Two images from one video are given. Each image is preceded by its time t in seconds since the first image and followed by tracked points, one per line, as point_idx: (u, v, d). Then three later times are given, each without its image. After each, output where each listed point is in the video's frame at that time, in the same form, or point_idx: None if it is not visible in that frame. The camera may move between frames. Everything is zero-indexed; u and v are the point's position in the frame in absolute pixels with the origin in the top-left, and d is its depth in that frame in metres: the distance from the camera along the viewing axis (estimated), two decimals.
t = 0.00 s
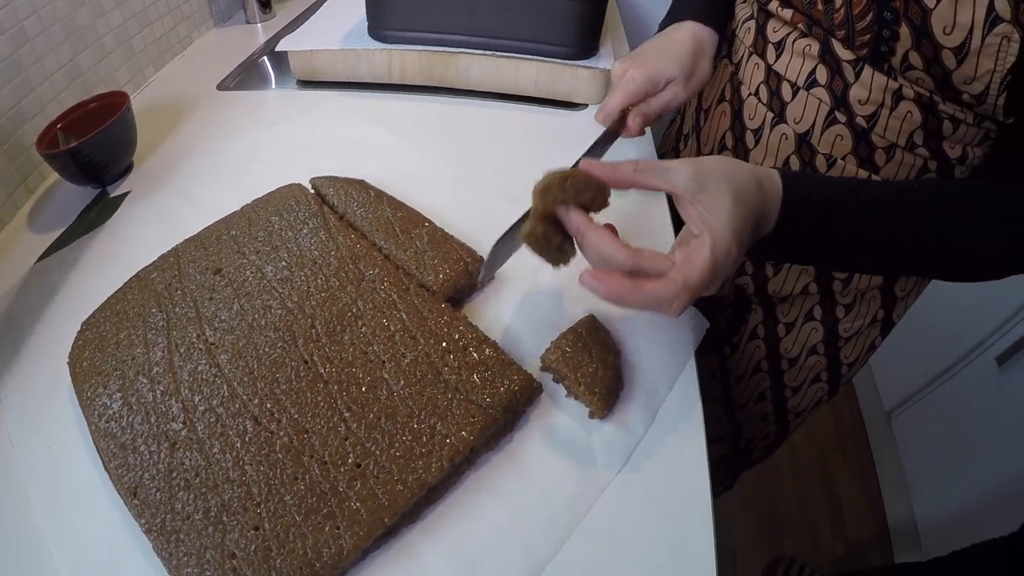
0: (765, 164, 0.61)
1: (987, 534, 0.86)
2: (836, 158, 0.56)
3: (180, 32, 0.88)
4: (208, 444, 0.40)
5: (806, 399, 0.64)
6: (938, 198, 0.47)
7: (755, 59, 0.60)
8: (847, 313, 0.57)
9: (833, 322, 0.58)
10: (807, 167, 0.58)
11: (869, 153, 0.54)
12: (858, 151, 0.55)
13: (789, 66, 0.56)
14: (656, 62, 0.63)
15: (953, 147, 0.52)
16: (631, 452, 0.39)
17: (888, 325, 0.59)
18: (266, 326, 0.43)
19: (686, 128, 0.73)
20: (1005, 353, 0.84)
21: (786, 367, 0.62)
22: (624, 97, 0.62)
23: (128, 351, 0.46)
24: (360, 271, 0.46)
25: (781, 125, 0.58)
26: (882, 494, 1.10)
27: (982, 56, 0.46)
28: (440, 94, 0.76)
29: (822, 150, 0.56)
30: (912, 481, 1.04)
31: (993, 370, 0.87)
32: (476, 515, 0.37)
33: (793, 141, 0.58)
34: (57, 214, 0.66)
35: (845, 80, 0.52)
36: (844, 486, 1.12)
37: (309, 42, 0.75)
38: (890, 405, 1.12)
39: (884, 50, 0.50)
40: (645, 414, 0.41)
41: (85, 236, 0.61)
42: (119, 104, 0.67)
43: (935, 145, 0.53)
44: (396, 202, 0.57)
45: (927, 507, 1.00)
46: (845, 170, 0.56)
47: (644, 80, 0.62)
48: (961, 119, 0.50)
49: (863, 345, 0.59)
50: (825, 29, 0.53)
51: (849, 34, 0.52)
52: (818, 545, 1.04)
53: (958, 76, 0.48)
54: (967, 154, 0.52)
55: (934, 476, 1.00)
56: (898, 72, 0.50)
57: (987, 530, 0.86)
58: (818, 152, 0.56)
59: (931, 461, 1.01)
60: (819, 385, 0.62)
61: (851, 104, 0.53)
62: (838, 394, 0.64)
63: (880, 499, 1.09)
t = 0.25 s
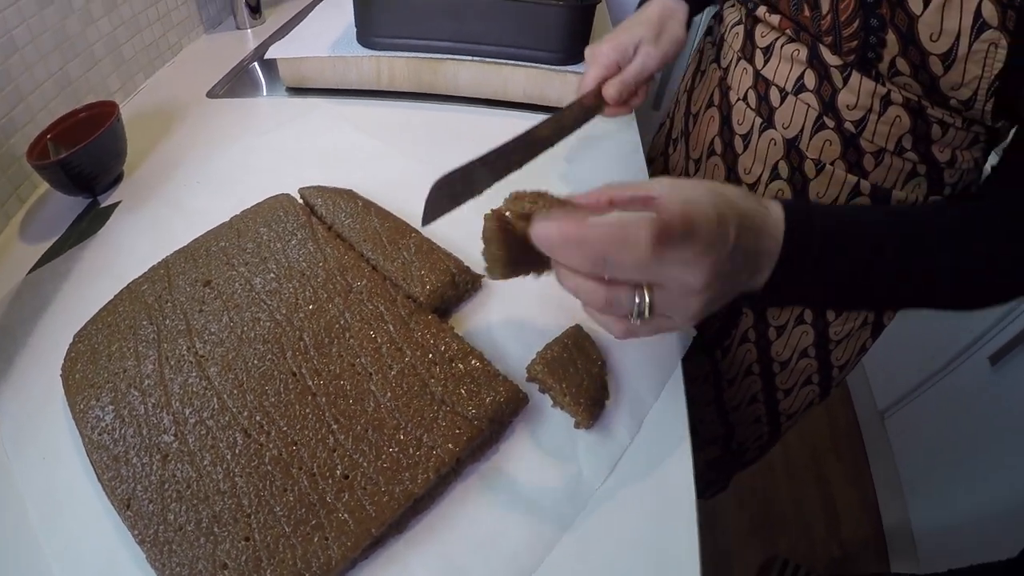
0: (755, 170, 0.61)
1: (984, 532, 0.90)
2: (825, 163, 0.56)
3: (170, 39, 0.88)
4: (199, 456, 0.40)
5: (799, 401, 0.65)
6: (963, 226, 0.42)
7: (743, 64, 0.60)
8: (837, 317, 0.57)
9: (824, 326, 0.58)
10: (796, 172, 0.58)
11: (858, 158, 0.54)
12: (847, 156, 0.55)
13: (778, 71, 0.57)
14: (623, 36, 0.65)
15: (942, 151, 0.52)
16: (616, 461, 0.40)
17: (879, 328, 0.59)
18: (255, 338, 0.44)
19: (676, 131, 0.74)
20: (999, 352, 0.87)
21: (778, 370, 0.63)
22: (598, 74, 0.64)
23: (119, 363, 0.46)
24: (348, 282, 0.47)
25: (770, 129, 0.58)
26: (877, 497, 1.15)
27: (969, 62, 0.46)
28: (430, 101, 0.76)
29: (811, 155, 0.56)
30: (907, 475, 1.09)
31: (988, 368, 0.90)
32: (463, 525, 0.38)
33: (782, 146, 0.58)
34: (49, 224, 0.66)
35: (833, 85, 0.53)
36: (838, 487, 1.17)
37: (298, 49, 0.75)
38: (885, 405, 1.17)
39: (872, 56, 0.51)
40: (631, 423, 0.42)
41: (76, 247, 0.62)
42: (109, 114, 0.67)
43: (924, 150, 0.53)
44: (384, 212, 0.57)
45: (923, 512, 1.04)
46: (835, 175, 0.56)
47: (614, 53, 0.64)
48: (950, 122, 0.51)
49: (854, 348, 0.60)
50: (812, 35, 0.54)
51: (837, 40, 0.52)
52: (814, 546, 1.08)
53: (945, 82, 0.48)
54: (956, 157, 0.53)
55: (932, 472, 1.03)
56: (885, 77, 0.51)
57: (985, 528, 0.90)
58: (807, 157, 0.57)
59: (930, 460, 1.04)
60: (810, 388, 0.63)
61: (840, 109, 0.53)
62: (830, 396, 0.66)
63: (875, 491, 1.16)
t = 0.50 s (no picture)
0: (734, 178, 0.61)
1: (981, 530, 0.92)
2: (802, 171, 0.56)
3: (164, 48, 0.90)
4: (188, 461, 0.42)
5: (783, 405, 0.66)
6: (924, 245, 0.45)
7: (722, 72, 0.61)
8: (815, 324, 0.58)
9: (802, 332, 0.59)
10: (773, 181, 0.58)
11: (835, 166, 0.54)
12: (824, 164, 0.55)
13: (755, 80, 0.57)
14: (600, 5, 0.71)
15: (920, 159, 0.53)
16: (585, 468, 0.42)
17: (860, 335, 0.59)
18: (240, 349, 0.46)
19: (660, 138, 0.74)
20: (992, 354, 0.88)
21: (762, 373, 0.64)
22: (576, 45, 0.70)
23: (113, 372, 0.48)
24: (330, 295, 0.49)
25: (748, 138, 0.58)
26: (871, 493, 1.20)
27: (940, 72, 0.46)
28: (418, 111, 0.78)
29: (788, 163, 0.56)
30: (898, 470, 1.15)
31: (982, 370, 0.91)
32: (438, 528, 0.40)
33: (759, 155, 0.58)
34: (47, 234, 0.68)
35: (808, 94, 0.53)
36: (832, 484, 1.22)
37: (288, 61, 0.77)
38: (880, 406, 1.21)
39: (844, 66, 0.51)
40: (601, 431, 0.44)
41: (72, 258, 0.64)
42: (103, 127, 0.69)
43: (902, 158, 0.53)
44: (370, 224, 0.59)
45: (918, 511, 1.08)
46: (812, 184, 0.56)
47: (589, 24, 0.70)
48: (926, 131, 0.51)
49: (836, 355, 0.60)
50: (786, 44, 0.54)
51: (810, 50, 0.52)
52: (808, 542, 1.13)
53: (918, 92, 0.48)
54: (935, 165, 0.53)
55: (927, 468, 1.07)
56: (859, 86, 0.51)
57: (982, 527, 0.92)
58: (785, 165, 0.57)
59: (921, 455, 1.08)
60: (794, 392, 0.65)
61: (816, 118, 0.53)
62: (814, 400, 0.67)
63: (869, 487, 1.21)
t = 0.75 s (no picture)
0: (718, 178, 0.62)
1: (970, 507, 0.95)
2: (785, 172, 0.57)
3: (158, 54, 0.91)
4: (182, 460, 0.44)
5: (774, 400, 0.69)
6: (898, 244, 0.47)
7: (706, 74, 0.62)
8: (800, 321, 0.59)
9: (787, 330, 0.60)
10: (757, 181, 0.59)
11: (817, 167, 0.55)
12: (807, 164, 0.56)
13: (737, 82, 0.58)
14: None
15: (902, 159, 0.54)
16: (568, 464, 0.43)
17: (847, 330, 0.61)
18: (233, 351, 0.48)
19: (647, 138, 0.75)
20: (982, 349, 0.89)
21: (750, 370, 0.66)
22: (562, 38, 0.71)
23: (110, 375, 0.49)
24: (319, 297, 0.51)
25: (731, 139, 0.59)
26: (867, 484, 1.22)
27: (913, 81, 0.48)
28: (408, 115, 0.79)
29: (770, 164, 0.57)
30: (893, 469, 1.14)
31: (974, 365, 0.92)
32: (425, 524, 0.41)
33: (743, 155, 0.59)
34: (43, 240, 0.69)
35: (789, 97, 0.54)
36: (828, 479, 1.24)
37: (280, 67, 0.78)
38: (874, 404, 1.21)
39: (819, 74, 0.52)
40: (585, 429, 0.45)
41: (68, 263, 0.65)
42: (99, 134, 0.70)
43: (884, 159, 0.54)
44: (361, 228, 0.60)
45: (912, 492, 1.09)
46: (795, 183, 0.57)
47: (577, 18, 0.70)
48: (905, 133, 0.52)
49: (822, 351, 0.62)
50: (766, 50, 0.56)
51: (787, 56, 0.54)
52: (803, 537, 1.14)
53: (893, 99, 0.50)
54: (916, 164, 0.54)
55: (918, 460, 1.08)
56: (836, 92, 0.52)
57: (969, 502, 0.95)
58: (767, 166, 0.58)
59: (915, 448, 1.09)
60: (784, 388, 0.66)
61: (797, 120, 0.54)
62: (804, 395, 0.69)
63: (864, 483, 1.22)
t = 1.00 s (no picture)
0: (717, 180, 0.63)
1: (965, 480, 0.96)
2: (782, 175, 0.58)
3: (161, 53, 0.92)
4: (188, 455, 0.44)
5: (771, 400, 0.69)
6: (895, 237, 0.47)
7: (704, 78, 0.62)
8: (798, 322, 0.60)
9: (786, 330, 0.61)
10: (755, 183, 0.59)
11: (814, 170, 0.56)
12: (803, 168, 0.56)
13: (735, 86, 0.59)
14: (587, 5, 0.71)
15: (898, 164, 0.55)
16: (570, 460, 0.44)
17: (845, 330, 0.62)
18: (239, 348, 0.48)
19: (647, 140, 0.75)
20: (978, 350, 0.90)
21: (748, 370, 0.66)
22: (565, 48, 0.71)
23: (116, 370, 0.50)
24: (325, 295, 0.51)
25: (729, 142, 0.60)
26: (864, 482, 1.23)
27: (906, 92, 0.49)
28: (411, 115, 0.80)
29: (768, 167, 0.58)
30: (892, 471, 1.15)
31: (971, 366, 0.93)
32: (430, 520, 0.42)
33: (740, 158, 0.60)
34: (46, 237, 0.70)
35: (787, 102, 0.55)
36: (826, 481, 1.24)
37: (283, 66, 0.78)
38: (873, 404, 1.22)
39: (815, 83, 0.53)
40: (587, 426, 0.46)
41: (72, 259, 0.65)
42: (104, 132, 0.70)
43: (880, 164, 0.55)
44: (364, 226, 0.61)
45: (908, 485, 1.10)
46: (792, 186, 0.57)
47: (577, 26, 0.70)
48: (901, 141, 0.53)
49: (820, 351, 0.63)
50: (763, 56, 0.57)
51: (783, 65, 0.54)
52: (803, 539, 1.15)
53: (886, 110, 0.51)
54: (911, 170, 0.55)
55: (913, 449, 1.10)
56: (833, 99, 0.53)
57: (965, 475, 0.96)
58: (764, 169, 0.58)
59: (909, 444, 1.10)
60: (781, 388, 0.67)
61: (795, 125, 0.55)
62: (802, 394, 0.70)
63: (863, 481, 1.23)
